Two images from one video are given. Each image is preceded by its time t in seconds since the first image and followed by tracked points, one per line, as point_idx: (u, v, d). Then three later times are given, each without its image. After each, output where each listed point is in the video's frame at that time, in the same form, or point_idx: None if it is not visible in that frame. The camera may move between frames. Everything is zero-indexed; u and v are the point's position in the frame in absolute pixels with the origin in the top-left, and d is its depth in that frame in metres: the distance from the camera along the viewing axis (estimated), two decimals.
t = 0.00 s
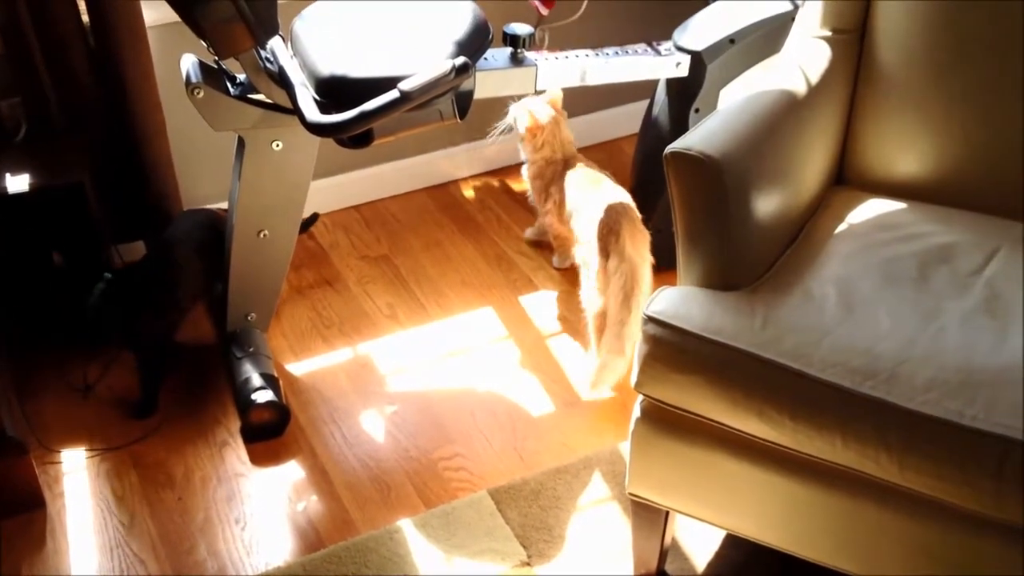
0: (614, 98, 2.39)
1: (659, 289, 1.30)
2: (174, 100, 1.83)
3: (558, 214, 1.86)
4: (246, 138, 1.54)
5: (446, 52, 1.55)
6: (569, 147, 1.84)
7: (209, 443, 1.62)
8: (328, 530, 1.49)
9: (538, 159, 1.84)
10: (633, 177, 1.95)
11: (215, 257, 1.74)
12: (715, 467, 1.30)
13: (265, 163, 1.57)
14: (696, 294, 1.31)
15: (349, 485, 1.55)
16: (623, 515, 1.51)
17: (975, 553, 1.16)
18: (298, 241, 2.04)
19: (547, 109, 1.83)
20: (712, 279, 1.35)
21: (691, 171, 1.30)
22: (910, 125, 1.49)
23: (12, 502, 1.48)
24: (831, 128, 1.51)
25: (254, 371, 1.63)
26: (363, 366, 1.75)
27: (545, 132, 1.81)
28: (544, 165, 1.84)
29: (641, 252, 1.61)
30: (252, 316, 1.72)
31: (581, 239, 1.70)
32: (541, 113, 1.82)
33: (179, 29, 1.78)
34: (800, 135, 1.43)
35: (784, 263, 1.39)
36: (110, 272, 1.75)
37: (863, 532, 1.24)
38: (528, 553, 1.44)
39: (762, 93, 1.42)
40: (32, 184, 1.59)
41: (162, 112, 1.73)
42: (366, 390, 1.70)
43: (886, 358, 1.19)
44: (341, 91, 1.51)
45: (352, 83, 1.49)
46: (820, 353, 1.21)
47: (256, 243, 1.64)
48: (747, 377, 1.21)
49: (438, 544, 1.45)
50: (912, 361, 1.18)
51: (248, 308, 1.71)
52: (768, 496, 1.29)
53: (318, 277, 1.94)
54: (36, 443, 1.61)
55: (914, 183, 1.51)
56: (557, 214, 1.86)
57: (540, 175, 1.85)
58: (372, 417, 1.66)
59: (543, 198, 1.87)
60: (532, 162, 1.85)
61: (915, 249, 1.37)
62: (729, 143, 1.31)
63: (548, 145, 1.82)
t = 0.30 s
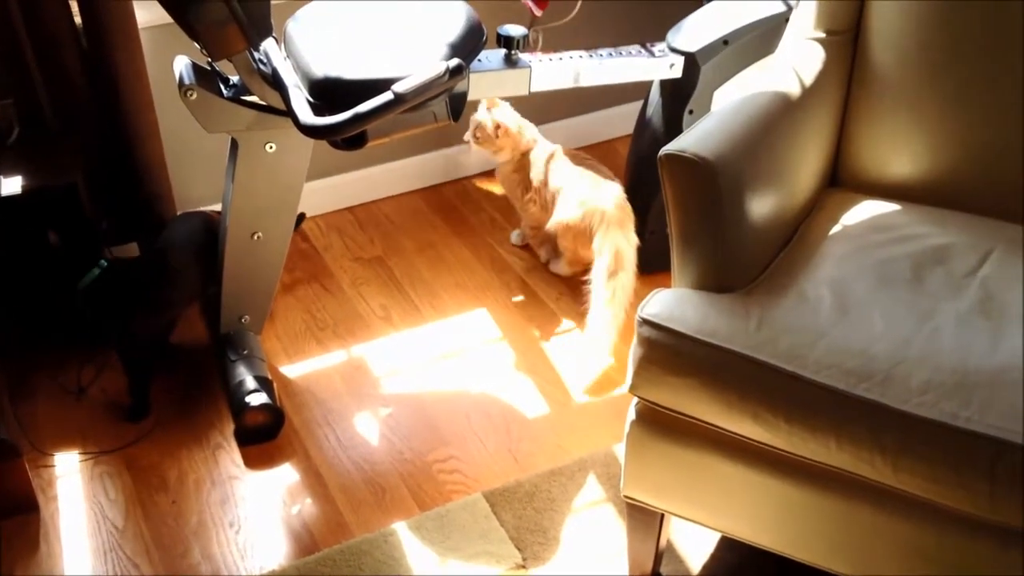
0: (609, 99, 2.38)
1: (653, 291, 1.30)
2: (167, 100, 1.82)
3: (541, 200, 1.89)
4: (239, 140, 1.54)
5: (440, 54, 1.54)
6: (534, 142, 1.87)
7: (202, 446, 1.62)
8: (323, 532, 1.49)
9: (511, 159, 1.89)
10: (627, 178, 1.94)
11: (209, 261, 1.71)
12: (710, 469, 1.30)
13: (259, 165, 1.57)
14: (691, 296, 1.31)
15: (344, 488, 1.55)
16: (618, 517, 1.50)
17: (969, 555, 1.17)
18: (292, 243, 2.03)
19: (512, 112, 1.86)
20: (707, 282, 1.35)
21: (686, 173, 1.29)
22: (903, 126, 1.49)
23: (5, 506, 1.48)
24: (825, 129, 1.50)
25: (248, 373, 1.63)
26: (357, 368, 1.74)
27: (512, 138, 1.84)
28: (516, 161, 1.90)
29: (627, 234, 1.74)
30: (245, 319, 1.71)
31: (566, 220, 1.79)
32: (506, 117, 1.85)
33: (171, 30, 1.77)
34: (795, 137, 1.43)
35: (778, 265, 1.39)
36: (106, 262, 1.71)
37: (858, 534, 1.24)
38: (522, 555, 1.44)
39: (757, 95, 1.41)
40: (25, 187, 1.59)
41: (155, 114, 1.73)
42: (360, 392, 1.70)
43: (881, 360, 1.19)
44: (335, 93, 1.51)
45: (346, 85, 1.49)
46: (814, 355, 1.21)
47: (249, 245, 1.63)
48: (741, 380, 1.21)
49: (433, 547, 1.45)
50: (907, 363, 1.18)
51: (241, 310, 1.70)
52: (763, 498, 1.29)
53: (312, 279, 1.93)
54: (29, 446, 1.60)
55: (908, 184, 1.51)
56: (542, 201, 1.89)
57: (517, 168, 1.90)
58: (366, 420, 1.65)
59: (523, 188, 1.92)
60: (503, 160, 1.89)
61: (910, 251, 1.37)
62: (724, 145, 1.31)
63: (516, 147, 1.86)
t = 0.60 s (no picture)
0: (608, 98, 2.38)
1: (653, 291, 1.30)
2: (164, 101, 1.82)
3: (523, 188, 1.88)
4: (238, 141, 1.54)
5: (438, 53, 1.54)
6: (503, 134, 1.85)
7: (202, 447, 1.61)
8: (323, 534, 1.49)
9: (485, 154, 1.85)
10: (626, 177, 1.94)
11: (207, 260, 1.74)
12: (710, 469, 1.30)
13: (258, 165, 1.57)
14: (691, 296, 1.31)
15: (344, 489, 1.55)
16: (619, 517, 1.50)
17: (969, 554, 1.17)
18: (291, 243, 2.03)
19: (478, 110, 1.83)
20: (707, 282, 1.35)
21: (685, 173, 1.29)
22: (902, 125, 1.49)
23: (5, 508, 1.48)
24: (824, 128, 1.50)
25: (247, 374, 1.62)
26: (356, 369, 1.74)
27: (482, 134, 1.81)
28: (487, 155, 1.87)
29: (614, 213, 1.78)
30: (245, 319, 1.71)
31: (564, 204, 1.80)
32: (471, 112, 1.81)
33: (168, 31, 1.77)
34: (794, 137, 1.43)
35: (778, 265, 1.39)
36: (105, 262, 1.68)
37: (858, 534, 1.24)
38: (523, 556, 1.44)
39: (756, 95, 1.41)
40: (23, 188, 1.58)
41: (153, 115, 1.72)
42: (359, 393, 1.70)
43: (882, 359, 1.19)
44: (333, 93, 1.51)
45: (344, 85, 1.49)
46: (814, 355, 1.21)
47: (248, 245, 1.63)
48: (742, 380, 1.21)
49: (434, 548, 1.45)
50: (907, 363, 1.18)
51: (240, 311, 1.70)
52: (763, 497, 1.29)
53: (311, 280, 1.93)
54: (28, 448, 1.60)
55: (907, 183, 1.51)
56: (524, 189, 1.88)
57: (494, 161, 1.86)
58: (366, 421, 1.65)
59: (501, 180, 1.89)
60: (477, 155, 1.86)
61: (910, 251, 1.36)
62: (723, 145, 1.31)
63: (486, 142, 1.83)
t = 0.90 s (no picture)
0: (614, 103, 2.38)
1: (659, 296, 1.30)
2: (169, 106, 1.82)
3: (499, 196, 1.89)
4: (244, 146, 1.54)
5: (444, 59, 1.54)
6: (470, 147, 1.87)
7: (209, 452, 1.62)
8: (330, 538, 1.49)
9: (453, 170, 1.86)
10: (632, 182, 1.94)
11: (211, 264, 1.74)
12: (717, 475, 1.31)
13: (263, 170, 1.57)
14: (697, 301, 1.31)
15: (351, 493, 1.55)
16: (626, 523, 1.50)
17: (976, 561, 1.17)
18: (296, 248, 2.04)
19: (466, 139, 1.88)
20: (713, 287, 1.36)
21: (690, 178, 1.30)
22: (908, 130, 1.49)
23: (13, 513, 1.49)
24: (830, 134, 1.51)
25: (254, 379, 1.62)
26: (362, 374, 1.74)
27: (451, 148, 1.82)
28: (455, 171, 1.88)
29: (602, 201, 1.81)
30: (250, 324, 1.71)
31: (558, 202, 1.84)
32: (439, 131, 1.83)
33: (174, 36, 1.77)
34: (800, 142, 1.43)
35: (785, 270, 1.39)
36: (117, 268, 1.67)
37: (865, 540, 1.24)
38: (530, 561, 1.44)
39: (761, 100, 1.42)
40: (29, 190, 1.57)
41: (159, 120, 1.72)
42: (366, 398, 1.70)
43: (889, 364, 1.19)
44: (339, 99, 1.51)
45: (350, 91, 1.49)
46: (821, 360, 1.21)
47: (254, 250, 1.63)
48: (749, 386, 1.21)
49: (441, 553, 1.46)
50: (914, 368, 1.18)
51: (247, 316, 1.70)
52: (771, 503, 1.29)
53: (317, 285, 1.93)
54: (35, 452, 1.61)
55: (913, 189, 1.51)
56: (499, 198, 1.89)
57: (466, 176, 1.87)
58: (372, 426, 1.65)
59: (474, 195, 1.90)
60: (447, 174, 1.86)
61: (916, 257, 1.37)
62: (729, 149, 1.31)
63: (452, 158, 1.84)
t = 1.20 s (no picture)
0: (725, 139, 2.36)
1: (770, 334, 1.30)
2: (290, 124, 1.89)
3: (572, 220, 1.91)
4: (362, 165, 1.59)
5: (559, 89, 1.55)
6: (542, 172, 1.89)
7: (313, 460, 1.67)
8: (427, 553, 1.52)
9: (528, 191, 1.88)
10: (739, 218, 1.93)
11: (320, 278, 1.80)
12: (823, 520, 1.32)
13: (379, 189, 1.62)
14: (809, 341, 1.31)
15: (449, 511, 1.58)
16: (724, 561, 1.49)
17: None
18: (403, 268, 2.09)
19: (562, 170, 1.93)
20: (826, 328, 1.36)
21: (808, 217, 1.31)
22: None
23: (128, 505, 1.59)
24: (949, 180, 1.50)
25: (359, 393, 1.67)
26: (463, 394, 1.77)
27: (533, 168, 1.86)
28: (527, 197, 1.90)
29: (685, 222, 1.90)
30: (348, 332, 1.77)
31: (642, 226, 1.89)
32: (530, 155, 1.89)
33: (301, 58, 1.84)
34: (920, 186, 1.43)
35: (903, 314, 1.39)
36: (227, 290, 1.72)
37: None
38: None
39: (880, 142, 1.42)
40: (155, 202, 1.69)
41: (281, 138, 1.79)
42: (467, 418, 1.73)
43: (1010, 417, 1.18)
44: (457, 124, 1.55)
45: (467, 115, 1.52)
46: (938, 409, 1.20)
47: (366, 267, 1.68)
48: (862, 430, 1.21)
49: None
50: None
51: (355, 330, 1.75)
52: (878, 551, 1.29)
53: (421, 304, 1.98)
54: (149, 450, 1.68)
55: None
56: (573, 221, 1.91)
57: (538, 200, 1.89)
58: (472, 447, 1.68)
59: (549, 219, 1.92)
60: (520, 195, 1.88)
61: None
62: (847, 190, 1.32)
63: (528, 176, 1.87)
